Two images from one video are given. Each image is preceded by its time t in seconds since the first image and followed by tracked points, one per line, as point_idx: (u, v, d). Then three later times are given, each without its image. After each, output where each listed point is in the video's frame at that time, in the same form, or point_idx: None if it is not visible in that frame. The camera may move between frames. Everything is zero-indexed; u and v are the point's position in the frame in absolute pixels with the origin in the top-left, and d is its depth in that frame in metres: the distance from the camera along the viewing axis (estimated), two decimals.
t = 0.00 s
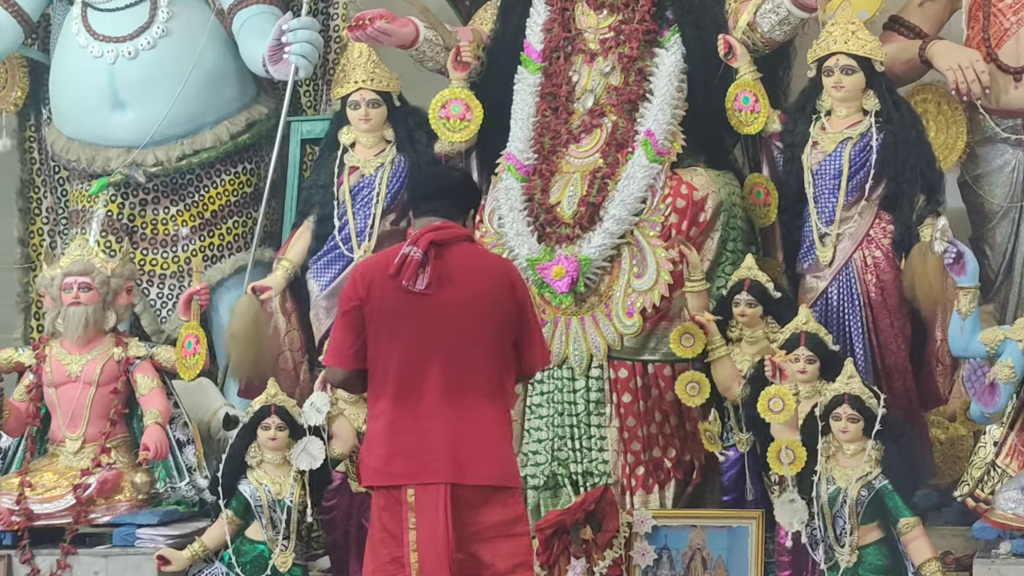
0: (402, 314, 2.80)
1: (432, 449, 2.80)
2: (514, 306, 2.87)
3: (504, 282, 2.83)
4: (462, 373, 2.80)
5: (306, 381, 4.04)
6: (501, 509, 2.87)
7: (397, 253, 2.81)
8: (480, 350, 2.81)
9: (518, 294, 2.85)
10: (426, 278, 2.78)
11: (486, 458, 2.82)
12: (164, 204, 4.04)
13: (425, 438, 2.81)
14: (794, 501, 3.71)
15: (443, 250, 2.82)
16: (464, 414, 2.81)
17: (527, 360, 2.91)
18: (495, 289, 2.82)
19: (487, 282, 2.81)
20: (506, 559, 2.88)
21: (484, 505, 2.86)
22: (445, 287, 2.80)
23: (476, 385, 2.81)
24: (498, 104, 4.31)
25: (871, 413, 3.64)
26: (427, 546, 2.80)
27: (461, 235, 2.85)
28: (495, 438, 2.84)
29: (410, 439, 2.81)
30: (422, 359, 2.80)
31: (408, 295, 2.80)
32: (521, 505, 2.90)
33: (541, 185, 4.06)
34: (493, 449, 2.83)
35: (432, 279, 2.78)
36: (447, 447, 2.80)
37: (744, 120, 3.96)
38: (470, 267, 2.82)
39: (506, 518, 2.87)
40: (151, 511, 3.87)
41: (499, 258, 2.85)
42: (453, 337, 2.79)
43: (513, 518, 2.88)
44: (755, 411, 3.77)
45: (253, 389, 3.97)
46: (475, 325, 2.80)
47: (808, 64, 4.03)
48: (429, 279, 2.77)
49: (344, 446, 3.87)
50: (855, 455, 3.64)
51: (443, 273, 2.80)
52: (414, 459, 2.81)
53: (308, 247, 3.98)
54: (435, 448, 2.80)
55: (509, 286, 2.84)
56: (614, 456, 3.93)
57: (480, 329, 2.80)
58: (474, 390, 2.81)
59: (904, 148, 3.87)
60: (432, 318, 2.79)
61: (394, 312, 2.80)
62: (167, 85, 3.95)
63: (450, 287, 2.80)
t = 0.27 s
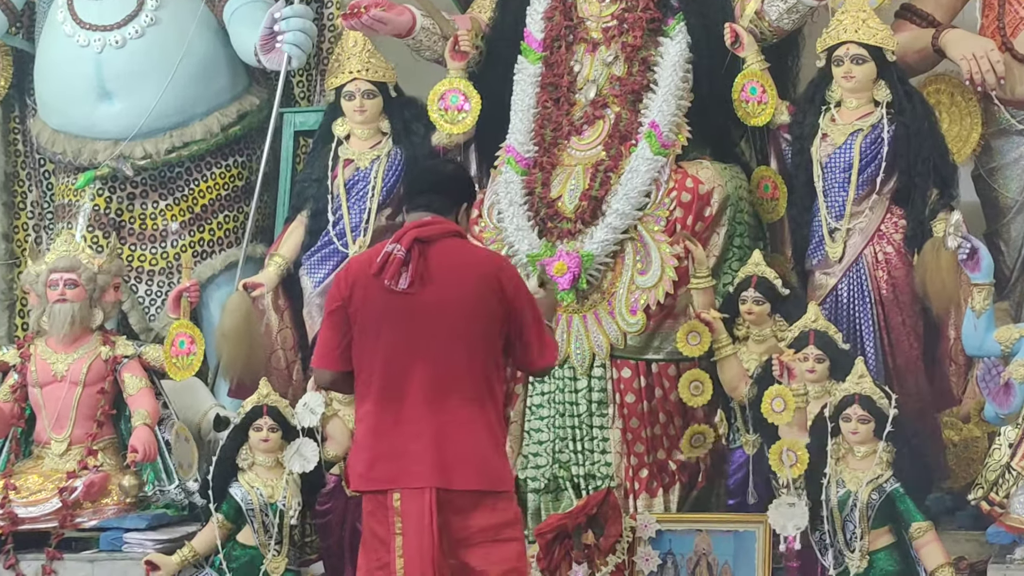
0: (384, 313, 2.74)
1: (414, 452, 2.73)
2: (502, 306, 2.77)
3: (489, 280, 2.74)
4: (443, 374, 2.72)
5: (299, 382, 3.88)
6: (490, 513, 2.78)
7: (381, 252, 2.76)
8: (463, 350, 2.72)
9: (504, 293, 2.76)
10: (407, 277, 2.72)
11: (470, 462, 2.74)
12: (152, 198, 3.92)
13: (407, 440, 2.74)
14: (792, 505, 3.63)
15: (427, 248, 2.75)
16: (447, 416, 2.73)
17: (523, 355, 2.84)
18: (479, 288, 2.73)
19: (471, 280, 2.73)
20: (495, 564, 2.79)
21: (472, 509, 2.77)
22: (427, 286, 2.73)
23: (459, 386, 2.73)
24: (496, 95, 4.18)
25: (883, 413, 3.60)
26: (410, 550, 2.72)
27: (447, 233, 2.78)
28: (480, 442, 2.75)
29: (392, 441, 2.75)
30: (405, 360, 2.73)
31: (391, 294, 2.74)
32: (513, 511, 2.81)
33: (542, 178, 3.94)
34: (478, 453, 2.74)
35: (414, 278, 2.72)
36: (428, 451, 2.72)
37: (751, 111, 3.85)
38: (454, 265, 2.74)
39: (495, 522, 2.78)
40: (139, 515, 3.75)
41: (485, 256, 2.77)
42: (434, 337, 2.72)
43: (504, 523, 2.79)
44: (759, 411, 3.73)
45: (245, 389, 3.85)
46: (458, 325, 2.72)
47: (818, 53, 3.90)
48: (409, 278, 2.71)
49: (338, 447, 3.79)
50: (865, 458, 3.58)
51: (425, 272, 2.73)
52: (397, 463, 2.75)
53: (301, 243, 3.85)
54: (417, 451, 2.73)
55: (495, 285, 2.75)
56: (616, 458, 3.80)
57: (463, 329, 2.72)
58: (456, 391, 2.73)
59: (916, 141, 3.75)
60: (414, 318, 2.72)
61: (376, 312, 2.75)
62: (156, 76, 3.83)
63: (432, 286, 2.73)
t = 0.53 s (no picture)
0: (361, 313, 2.42)
1: (396, 467, 2.42)
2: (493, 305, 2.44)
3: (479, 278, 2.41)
4: (427, 381, 2.40)
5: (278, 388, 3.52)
6: (480, 530, 2.45)
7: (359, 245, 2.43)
8: (450, 356, 2.39)
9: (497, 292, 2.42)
10: (386, 274, 2.38)
11: (459, 479, 2.42)
12: (117, 185, 3.60)
13: (388, 454, 2.43)
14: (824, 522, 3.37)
15: (410, 241, 2.42)
16: (432, 428, 2.41)
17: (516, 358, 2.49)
18: (467, 287, 2.40)
19: (458, 276, 2.40)
20: None
21: (460, 526, 2.45)
22: (409, 284, 2.40)
23: (445, 395, 2.40)
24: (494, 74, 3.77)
25: (916, 422, 3.34)
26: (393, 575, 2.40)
27: (432, 224, 2.44)
28: (470, 457, 2.43)
29: (372, 455, 2.44)
30: (385, 366, 2.41)
31: (369, 292, 2.41)
32: (506, 528, 2.49)
33: (543, 164, 3.63)
34: (468, 468, 2.42)
35: (394, 275, 2.39)
36: (412, 467, 2.41)
37: (773, 91, 3.52)
38: (439, 261, 2.40)
39: (484, 542, 2.45)
40: (103, 532, 3.45)
41: (475, 250, 2.43)
42: (416, 341, 2.39)
43: (495, 542, 2.46)
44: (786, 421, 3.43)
45: (219, 397, 3.52)
46: (443, 326, 2.38)
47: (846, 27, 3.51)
48: (388, 275, 2.38)
49: (321, 459, 3.45)
50: (897, 470, 3.32)
51: (407, 268, 2.40)
52: (377, 479, 2.43)
53: (280, 235, 3.53)
54: (399, 466, 2.41)
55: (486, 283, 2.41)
56: (625, 470, 3.48)
57: (449, 330, 2.39)
58: (442, 400, 2.41)
59: (953, 125, 3.41)
60: (394, 319, 2.39)
61: (354, 312, 2.43)
62: (121, 52, 3.53)
63: (414, 284, 2.39)
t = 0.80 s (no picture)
0: (341, 312, 2.10)
1: (377, 487, 2.09)
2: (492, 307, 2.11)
3: (476, 275, 2.08)
4: (414, 390, 2.07)
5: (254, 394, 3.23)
6: (473, 551, 2.12)
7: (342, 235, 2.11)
8: (442, 363, 2.07)
9: (497, 292, 2.09)
10: (370, 268, 2.06)
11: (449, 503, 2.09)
12: (76, 170, 3.32)
13: (368, 472, 2.10)
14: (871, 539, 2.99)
15: (399, 232, 2.09)
16: (420, 444, 2.09)
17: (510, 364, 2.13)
18: (463, 286, 2.07)
19: (451, 270, 2.07)
20: None
21: (445, 547, 2.12)
22: (396, 280, 2.07)
23: (436, 407, 2.08)
24: (489, 46, 3.39)
25: (956, 431, 2.92)
26: None
27: (425, 213, 2.11)
28: (462, 479, 2.09)
29: (350, 472, 2.11)
30: (367, 372, 2.09)
31: (350, 287, 2.09)
32: (500, 551, 2.13)
33: (546, 147, 3.32)
34: (460, 491, 2.09)
35: (379, 269, 2.06)
36: (395, 488, 2.08)
37: (800, 66, 3.13)
38: (431, 254, 2.07)
39: (474, 567, 2.11)
40: (61, 553, 3.18)
41: (473, 243, 2.10)
42: (403, 344, 2.06)
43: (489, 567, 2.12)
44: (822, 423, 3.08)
45: (187, 404, 3.24)
46: (433, 326, 2.06)
47: None
48: (373, 269, 2.06)
49: (300, 472, 3.14)
50: (936, 485, 2.92)
51: (394, 261, 2.07)
52: (356, 500, 2.11)
53: (254, 225, 3.28)
54: (381, 487, 2.09)
55: (484, 281, 2.08)
56: (636, 485, 3.22)
57: (440, 332, 2.06)
58: (432, 413, 2.08)
59: (999, 102, 2.92)
60: (379, 319, 2.07)
61: (332, 310, 2.11)
62: (80, 24, 3.31)
63: (402, 280, 2.07)
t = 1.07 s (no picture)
0: (337, 310, 2.04)
1: (373, 489, 2.04)
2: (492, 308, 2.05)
3: (477, 275, 2.02)
4: (413, 391, 2.01)
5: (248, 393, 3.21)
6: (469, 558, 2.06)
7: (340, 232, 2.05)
8: (441, 365, 2.01)
9: (498, 293, 2.04)
10: (368, 266, 2.00)
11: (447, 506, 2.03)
12: (68, 165, 3.29)
13: (365, 473, 2.05)
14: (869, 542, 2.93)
15: (399, 229, 2.04)
16: (418, 447, 2.03)
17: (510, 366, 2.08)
18: (464, 286, 2.01)
19: (452, 270, 2.01)
20: None
21: (440, 551, 2.06)
22: (395, 278, 2.01)
23: (434, 408, 2.02)
24: (490, 39, 3.34)
25: (964, 430, 2.86)
26: None
27: (424, 211, 2.05)
28: (461, 482, 2.04)
29: (346, 473, 2.06)
30: (364, 372, 2.03)
31: (348, 285, 2.03)
32: (497, 554, 2.08)
33: (546, 142, 3.26)
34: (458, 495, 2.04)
35: (377, 267, 2.00)
36: (392, 490, 2.02)
37: (803, 59, 3.09)
38: (431, 253, 2.02)
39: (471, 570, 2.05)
40: (52, 554, 3.09)
41: (473, 242, 2.04)
42: (401, 345, 2.01)
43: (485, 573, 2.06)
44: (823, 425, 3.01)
45: (180, 403, 3.19)
46: (433, 327, 2.00)
47: None
48: (371, 267, 2.00)
49: (294, 472, 3.12)
50: (943, 486, 2.85)
51: (393, 260, 2.02)
52: (352, 502, 2.05)
53: (249, 220, 3.26)
54: (377, 489, 2.03)
55: (485, 282, 2.03)
56: (637, 485, 3.12)
57: (440, 332, 2.00)
58: (430, 415, 2.02)
59: (1007, 96, 2.88)
60: (376, 318, 2.01)
61: (328, 307, 2.04)
62: (73, 17, 3.26)
63: (401, 279, 2.01)
